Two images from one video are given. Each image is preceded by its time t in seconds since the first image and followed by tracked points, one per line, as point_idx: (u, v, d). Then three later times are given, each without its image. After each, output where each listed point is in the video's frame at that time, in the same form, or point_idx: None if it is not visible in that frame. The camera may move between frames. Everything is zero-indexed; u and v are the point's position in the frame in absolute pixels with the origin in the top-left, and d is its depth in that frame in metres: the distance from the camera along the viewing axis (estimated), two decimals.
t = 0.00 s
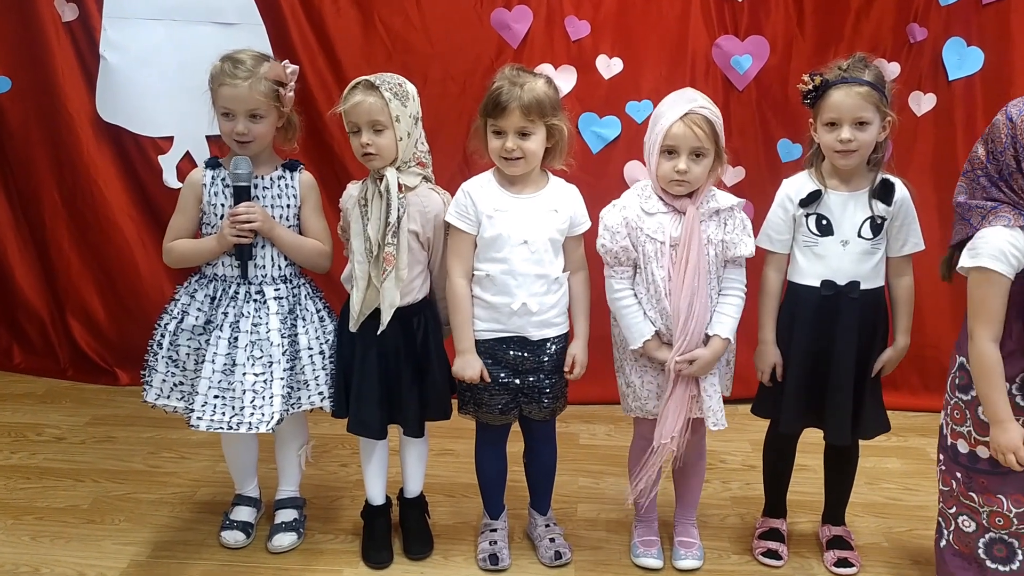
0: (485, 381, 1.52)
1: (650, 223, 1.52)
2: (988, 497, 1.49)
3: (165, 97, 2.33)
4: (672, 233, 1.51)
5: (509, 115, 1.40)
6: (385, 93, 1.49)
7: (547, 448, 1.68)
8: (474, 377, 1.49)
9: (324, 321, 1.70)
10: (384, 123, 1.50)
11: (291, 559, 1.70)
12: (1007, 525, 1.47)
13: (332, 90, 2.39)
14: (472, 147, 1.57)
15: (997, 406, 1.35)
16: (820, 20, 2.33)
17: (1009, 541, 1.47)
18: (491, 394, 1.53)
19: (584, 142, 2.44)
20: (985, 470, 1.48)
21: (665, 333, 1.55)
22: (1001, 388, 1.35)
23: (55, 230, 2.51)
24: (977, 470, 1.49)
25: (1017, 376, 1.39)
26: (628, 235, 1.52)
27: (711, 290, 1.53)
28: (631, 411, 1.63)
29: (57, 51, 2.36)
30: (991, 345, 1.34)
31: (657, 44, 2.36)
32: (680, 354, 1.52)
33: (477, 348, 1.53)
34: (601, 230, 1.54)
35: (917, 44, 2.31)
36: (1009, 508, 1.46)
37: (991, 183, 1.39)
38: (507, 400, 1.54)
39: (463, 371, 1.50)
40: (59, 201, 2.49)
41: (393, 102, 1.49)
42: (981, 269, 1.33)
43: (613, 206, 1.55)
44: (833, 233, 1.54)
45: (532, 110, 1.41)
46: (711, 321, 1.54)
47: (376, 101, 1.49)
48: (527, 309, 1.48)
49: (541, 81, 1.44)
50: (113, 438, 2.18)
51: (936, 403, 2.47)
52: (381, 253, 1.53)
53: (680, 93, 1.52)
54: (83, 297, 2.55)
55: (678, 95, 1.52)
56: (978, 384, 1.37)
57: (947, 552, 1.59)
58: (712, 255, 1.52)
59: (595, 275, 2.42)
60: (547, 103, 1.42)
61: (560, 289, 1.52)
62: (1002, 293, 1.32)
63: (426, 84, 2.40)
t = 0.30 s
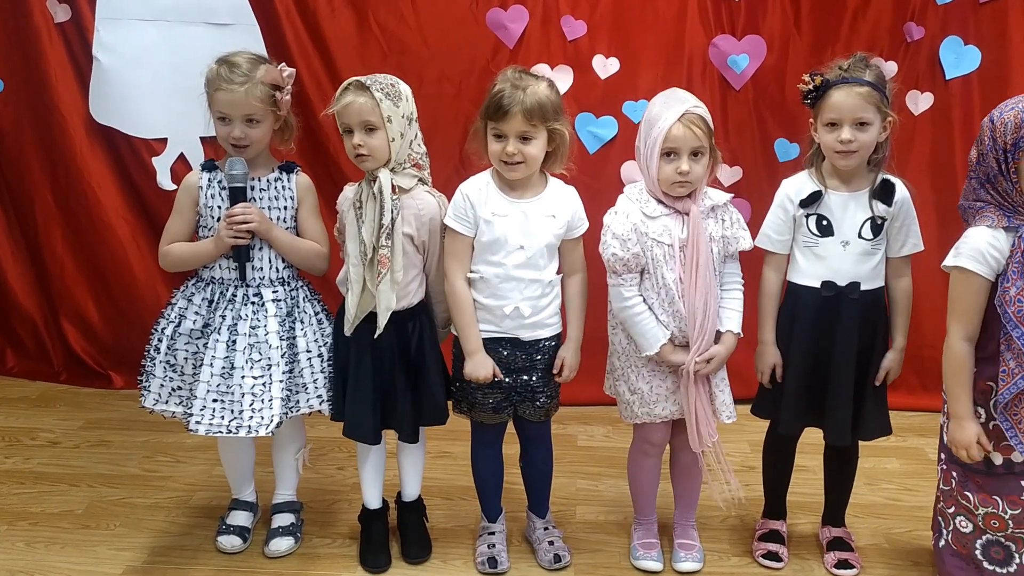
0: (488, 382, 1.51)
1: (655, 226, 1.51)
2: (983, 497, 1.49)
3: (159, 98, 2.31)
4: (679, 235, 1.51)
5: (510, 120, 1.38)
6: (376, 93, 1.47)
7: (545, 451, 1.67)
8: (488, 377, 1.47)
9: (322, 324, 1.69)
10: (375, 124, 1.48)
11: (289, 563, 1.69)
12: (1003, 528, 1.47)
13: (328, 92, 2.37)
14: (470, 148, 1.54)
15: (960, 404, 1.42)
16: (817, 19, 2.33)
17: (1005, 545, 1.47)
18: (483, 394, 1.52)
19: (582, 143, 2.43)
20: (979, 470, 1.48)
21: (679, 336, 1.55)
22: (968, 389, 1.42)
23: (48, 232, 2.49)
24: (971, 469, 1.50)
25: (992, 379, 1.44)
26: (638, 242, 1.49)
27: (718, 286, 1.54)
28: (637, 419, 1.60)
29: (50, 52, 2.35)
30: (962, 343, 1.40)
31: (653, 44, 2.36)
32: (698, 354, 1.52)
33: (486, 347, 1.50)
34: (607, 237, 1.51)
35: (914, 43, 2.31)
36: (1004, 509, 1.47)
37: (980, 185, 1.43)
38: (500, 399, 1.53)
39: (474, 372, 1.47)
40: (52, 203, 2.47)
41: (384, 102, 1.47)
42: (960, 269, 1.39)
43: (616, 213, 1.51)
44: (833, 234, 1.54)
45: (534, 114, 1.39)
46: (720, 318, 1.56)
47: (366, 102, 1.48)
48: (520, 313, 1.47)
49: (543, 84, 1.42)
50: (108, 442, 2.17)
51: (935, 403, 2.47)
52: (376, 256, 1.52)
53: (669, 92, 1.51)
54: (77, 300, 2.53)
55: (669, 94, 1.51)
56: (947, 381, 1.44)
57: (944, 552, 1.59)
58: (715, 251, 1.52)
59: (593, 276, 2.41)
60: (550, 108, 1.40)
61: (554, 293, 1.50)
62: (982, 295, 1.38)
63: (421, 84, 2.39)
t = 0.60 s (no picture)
0: (492, 386, 1.49)
1: (647, 226, 1.48)
2: (976, 499, 1.49)
3: (157, 100, 2.30)
4: (669, 236, 1.48)
5: (510, 121, 1.36)
6: (370, 96, 1.45)
7: (550, 453, 1.66)
8: (480, 389, 1.46)
9: (324, 327, 1.68)
10: (368, 127, 1.47)
11: (291, 568, 1.68)
12: (994, 532, 1.47)
13: (327, 93, 2.36)
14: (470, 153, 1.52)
15: (951, 406, 1.41)
16: (818, 18, 2.32)
17: (995, 550, 1.47)
18: (491, 397, 1.51)
19: (582, 143, 2.42)
20: (971, 472, 1.48)
21: (664, 337, 1.52)
22: (962, 389, 1.40)
23: (47, 236, 2.48)
24: (965, 471, 1.49)
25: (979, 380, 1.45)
26: (625, 239, 1.49)
27: (711, 292, 1.51)
28: (631, 416, 1.60)
29: (47, 54, 2.33)
30: (956, 343, 1.39)
31: (654, 43, 2.35)
32: (680, 358, 1.50)
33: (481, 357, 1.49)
34: (597, 233, 1.51)
35: (916, 42, 2.30)
36: (996, 512, 1.46)
37: (978, 182, 1.42)
38: (508, 403, 1.51)
39: (469, 383, 1.46)
40: (51, 206, 2.46)
41: (377, 105, 1.45)
42: (955, 269, 1.37)
43: (609, 209, 1.51)
44: (838, 235, 1.53)
45: (534, 114, 1.37)
46: (711, 323, 1.52)
47: (360, 103, 1.46)
48: (530, 318, 1.45)
49: (540, 84, 1.40)
50: (108, 446, 2.15)
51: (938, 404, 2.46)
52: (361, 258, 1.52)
53: (669, 93, 1.49)
54: (76, 303, 2.52)
55: (669, 95, 1.49)
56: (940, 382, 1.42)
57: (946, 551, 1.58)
58: (710, 256, 1.49)
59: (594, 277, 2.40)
60: (549, 107, 1.38)
61: (560, 296, 1.49)
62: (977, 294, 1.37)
63: (421, 85, 2.38)
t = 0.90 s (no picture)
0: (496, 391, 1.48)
1: (646, 226, 1.47)
2: (974, 493, 1.48)
3: (152, 106, 2.28)
4: (667, 236, 1.47)
5: (510, 123, 1.35)
6: (358, 99, 1.43)
7: (554, 457, 1.65)
8: (479, 396, 1.45)
9: (322, 333, 1.66)
10: (358, 130, 1.44)
11: None
12: (995, 525, 1.46)
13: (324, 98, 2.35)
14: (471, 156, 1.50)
15: (967, 401, 1.39)
16: (815, 14, 2.31)
17: (996, 543, 1.46)
18: (497, 403, 1.50)
19: (580, 144, 2.40)
20: (973, 468, 1.47)
21: (662, 338, 1.51)
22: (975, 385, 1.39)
23: (42, 244, 2.45)
24: (966, 466, 1.48)
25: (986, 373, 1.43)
26: (623, 239, 1.47)
27: (710, 295, 1.48)
28: (635, 416, 1.60)
29: (40, 62, 2.31)
30: (962, 337, 1.38)
31: (651, 42, 2.34)
32: (676, 359, 1.48)
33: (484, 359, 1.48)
34: (596, 234, 1.49)
35: (914, 37, 2.29)
36: (997, 507, 1.45)
37: (978, 174, 1.40)
38: (514, 409, 1.51)
39: (470, 391, 1.45)
40: (46, 215, 2.44)
41: (366, 108, 1.42)
42: (954, 263, 1.37)
43: (608, 209, 1.49)
44: (841, 232, 1.52)
45: (533, 116, 1.35)
46: (709, 326, 1.49)
47: (349, 107, 1.44)
48: (536, 323, 1.44)
49: (539, 85, 1.39)
50: (107, 455, 2.13)
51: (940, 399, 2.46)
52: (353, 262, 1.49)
53: (670, 93, 1.47)
54: (72, 312, 2.49)
55: (670, 95, 1.47)
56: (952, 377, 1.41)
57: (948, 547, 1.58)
58: (709, 258, 1.47)
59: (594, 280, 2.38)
60: (549, 109, 1.36)
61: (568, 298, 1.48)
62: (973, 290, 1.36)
63: (417, 88, 2.36)
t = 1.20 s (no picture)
0: (502, 390, 1.50)
1: (656, 226, 1.48)
2: (970, 476, 1.50)
3: (147, 108, 2.27)
4: (681, 235, 1.48)
5: (516, 120, 1.35)
6: (356, 99, 1.43)
7: (559, 455, 1.66)
8: (489, 393, 1.47)
9: (323, 334, 1.62)
10: (357, 130, 1.44)
11: None
12: (986, 509, 1.48)
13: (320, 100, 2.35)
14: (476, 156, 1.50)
15: (944, 375, 1.44)
16: (808, 11, 2.33)
17: (987, 527, 1.49)
18: (502, 402, 1.51)
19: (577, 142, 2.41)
20: (967, 449, 1.49)
21: (680, 337, 1.52)
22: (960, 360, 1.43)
23: (37, 248, 2.43)
24: (963, 448, 1.50)
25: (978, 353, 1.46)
26: (637, 242, 1.47)
27: (721, 288, 1.50)
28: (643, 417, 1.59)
29: (33, 64, 2.30)
30: (953, 316, 1.42)
31: (646, 41, 2.35)
32: (699, 356, 1.49)
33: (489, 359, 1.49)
34: (608, 237, 1.49)
35: (906, 33, 2.31)
36: (989, 490, 1.47)
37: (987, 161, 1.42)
38: (518, 408, 1.52)
39: (479, 387, 1.47)
40: (40, 217, 2.42)
41: (364, 107, 1.43)
42: (956, 244, 1.40)
43: (617, 213, 1.49)
44: (841, 228, 1.53)
45: (539, 113, 1.35)
46: (723, 319, 1.52)
47: (347, 107, 1.44)
48: (541, 320, 1.44)
49: (545, 83, 1.38)
50: (107, 458, 2.13)
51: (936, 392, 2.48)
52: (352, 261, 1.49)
53: (673, 91, 1.48)
54: (67, 315, 2.47)
55: (673, 93, 1.48)
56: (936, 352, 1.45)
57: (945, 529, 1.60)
58: (719, 254, 1.49)
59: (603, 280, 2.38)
60: (554, 106, 1.37)
61: (571, 298, 1.48)
62: (973, 269, 1.39)
63: (413, 88, 2.37)
